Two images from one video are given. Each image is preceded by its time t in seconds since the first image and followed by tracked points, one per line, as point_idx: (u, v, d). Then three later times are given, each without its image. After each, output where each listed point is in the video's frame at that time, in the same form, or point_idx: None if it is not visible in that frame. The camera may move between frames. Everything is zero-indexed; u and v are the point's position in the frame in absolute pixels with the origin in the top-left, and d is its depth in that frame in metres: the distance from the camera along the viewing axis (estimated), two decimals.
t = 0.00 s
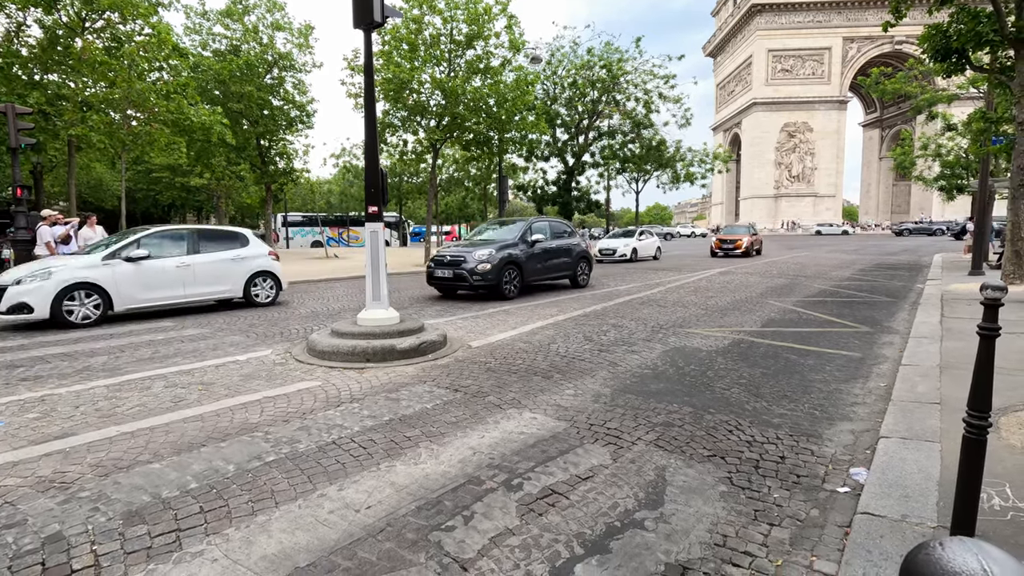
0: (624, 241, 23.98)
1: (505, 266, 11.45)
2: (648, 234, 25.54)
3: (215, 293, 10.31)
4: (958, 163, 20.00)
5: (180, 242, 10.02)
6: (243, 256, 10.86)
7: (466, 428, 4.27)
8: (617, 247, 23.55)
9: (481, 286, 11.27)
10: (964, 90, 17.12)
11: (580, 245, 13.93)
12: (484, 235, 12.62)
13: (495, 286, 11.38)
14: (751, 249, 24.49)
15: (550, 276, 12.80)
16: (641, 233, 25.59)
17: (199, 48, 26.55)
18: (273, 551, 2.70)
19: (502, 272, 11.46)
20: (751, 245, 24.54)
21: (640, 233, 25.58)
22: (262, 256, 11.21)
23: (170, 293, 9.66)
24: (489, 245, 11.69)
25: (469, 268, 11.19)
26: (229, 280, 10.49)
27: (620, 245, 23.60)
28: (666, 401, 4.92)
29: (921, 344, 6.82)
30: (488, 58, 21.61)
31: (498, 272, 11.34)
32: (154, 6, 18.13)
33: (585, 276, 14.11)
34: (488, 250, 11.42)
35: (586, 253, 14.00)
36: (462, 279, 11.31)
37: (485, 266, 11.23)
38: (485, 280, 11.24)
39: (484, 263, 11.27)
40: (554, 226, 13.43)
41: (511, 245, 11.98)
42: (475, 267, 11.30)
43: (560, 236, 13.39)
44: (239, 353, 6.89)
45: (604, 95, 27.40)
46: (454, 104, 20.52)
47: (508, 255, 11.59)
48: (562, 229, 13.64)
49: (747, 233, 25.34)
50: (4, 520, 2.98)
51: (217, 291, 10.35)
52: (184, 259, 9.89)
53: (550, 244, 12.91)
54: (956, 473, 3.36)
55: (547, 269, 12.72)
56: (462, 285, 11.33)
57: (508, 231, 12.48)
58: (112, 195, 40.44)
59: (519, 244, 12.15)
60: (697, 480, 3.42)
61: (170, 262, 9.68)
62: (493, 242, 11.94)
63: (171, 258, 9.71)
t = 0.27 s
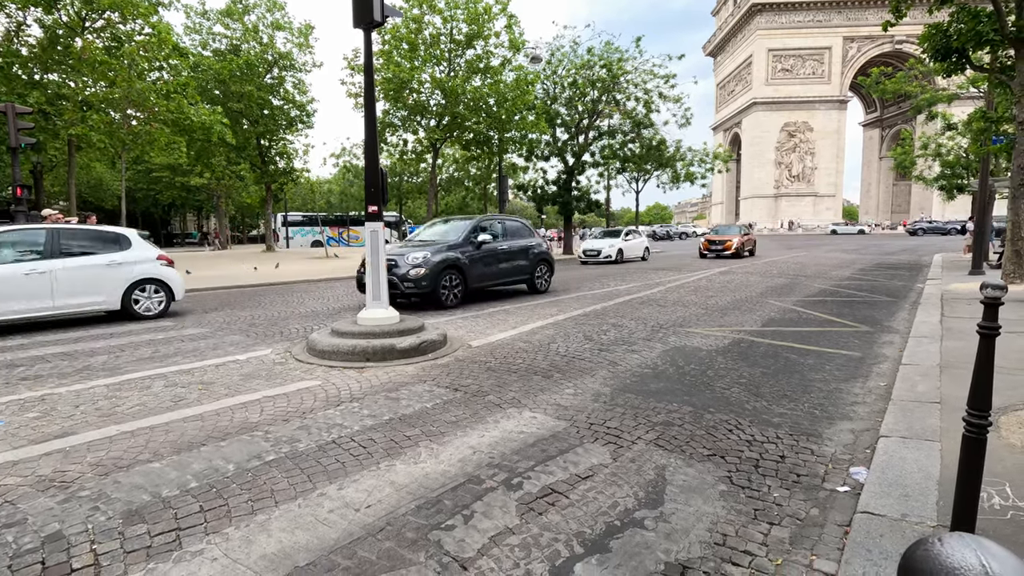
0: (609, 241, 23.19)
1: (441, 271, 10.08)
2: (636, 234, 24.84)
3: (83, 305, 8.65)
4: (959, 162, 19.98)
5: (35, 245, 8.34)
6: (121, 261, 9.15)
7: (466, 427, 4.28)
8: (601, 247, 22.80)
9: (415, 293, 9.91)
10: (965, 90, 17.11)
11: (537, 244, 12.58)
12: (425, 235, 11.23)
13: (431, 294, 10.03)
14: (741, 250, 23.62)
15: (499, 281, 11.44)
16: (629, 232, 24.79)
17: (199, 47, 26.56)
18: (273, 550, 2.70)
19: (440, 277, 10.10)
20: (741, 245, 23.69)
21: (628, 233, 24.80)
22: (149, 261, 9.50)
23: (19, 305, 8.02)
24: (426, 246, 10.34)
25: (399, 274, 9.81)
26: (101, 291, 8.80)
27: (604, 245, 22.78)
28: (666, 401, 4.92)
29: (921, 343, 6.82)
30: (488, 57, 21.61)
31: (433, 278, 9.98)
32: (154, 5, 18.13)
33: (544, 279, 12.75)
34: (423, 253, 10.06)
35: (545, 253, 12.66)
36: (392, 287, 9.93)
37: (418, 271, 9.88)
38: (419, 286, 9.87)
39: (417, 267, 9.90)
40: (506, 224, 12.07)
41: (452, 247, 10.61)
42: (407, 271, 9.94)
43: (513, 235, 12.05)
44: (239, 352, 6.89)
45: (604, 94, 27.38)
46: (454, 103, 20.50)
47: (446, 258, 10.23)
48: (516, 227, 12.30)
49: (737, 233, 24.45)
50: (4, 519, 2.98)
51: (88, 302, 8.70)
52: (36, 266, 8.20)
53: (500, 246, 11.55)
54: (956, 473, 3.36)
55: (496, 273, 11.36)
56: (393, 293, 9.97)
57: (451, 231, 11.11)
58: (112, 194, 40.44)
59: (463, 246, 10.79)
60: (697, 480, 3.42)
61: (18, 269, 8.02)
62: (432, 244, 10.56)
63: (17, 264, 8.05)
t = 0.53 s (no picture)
0: (595, 241, 22.59)
1: (359, 277, 8.78)
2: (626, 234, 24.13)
3: None
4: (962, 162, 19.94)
5: None
6: None
7: (467, 426, 4.28)
8: (587, 247, 22.12)
9: (326, 303, 8.57)
10: (968, 89, 17.05)
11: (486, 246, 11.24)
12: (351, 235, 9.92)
13: (346, 304, 8.71)
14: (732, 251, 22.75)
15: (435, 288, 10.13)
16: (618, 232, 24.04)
17: (202, 47, 26.64)
18: (275, 549, 2.71)
19: (357, 285, 8.76)
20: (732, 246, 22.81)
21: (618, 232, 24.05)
22: None
23: None
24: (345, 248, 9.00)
25: (308, 280, 8.50)
26: None
27: (589, 245, 22.20)
28: (668, 400, 4.93)
29: (924, 343, 6.80)
30: (491, 56, 21.62)
31: (349, 286, 8.68)
32: (157, 5, 18.19)
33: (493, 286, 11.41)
34: (338, 254, 8.74)
35: (494, 256, 11.30)
36: (300, 295, 8.59)
37: (331, 278, 8.55)
38: (331, 295, 8.54)
39: (329, 273, 8.55)
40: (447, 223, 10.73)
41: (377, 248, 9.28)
42: (319, 278, 8.60)
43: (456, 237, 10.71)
44: (242, 352, 6.90)
45: (606, 94, 27.34)
46: (456, 103, 20.48)
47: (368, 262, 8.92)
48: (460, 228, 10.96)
49: (729, 233, 23.59)
50: (8, 518, 2.99)
51: None
52: None
53: (438, 248, 10.24)
54: (959, 473, 3.35)
55: (432, 279, 10.07)
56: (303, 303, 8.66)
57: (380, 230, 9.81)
58: (116, 194, 40.55)
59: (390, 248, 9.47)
60: (699, 480, 3.42)
61: None
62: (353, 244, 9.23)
63: None
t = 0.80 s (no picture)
0: (580, 241, 21.36)
1: (244, 287, 7.51)
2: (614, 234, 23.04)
3: None
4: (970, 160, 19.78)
5: None
6: None
7: (472, 425, 4.29)
8: (572, 246, 20.96)
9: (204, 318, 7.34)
10: (976, 87, 16.93)
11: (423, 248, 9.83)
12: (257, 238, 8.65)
13: (229, 318, 7.48)
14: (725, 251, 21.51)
15: (352, 299, 8.78)
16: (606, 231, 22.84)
17: (207, 46, 26.73)
18: (280, 546, 2.72)
19: (240, 296, 7.50)
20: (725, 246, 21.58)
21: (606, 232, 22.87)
22: None
23: None
24: (233, 252, 7.76)
25: (181, 289, 7.26)
26: None
27: (574, 245, 20.91)
28: (672, 399, 4.92)
29: (930, 342, 6.78)
30: (495, 55, 21.61)
31: (230, 298, 7.41)
32: (162, 5, 18.24)
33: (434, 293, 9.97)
34: (219, 260, 7.47)
35: (434, 260, 9.86)
36: (175, 308, 7.36)
37: (210, 287, 7.31)
38: (208, 308, 7.29)
39: (205, 283, 7.31)
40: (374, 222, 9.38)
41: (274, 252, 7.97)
42: (196, 286, 7.40)
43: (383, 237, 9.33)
44: (248, 350, 6.93)
45: (611, 92, 27.26)
46: (461, 101, 20.48)
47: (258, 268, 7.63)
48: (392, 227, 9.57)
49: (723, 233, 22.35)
50: (17, 514, 3.02)
51: None
52: None
53: (358, 252, 8.86)
54: (964, 473, 3.34)
55: (349, 288, 8.73)
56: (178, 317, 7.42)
57: (287, 231, 8.50)
58: (122, 192, 40.73)
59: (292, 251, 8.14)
60: (703, 479, 3.41)
61: None
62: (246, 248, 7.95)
63: None
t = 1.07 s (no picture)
0: (564, 241, 20.05)
1: (85, 300, 5.92)
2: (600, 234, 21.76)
3: None
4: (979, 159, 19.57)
5: None
6: None
7: (478, 424, 4.30)
8: (555, 247, 19.71)
9: (27, 342, 5.70)
10: (985, 85, 16.80)
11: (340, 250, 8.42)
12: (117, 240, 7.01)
13: (62, 341, 5.84)
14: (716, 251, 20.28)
15: (241, 312, 7.23)
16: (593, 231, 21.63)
17: (214, 46, 26.87)
18: (287, 544, 2.73)
19: (80, 311, 5.90)
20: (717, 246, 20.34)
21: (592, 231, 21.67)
22: None
23: None
24: (75, 256, 6.13)
25: None
26: None
27: (558, 246, 19.62)
28: (678, 399, 4.90)
29: (939, 343, 6.73)
30: (501, 54, 21.61)
31: (64, 314, 5.79)
32: (170, 5, 18.33)
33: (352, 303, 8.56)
34: (49, 268, 5.85)
35: (352, 264, 8.42)
36: None
37: (34, 302, 5.66)
38: (30, 328, 5.65)
39: (29, 295, 5.68)
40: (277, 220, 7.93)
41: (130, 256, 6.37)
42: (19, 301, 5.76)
43: (286, 237, 7.87)
44: (254, 349, 6.97)
45: (616, 91, 27.18)
46: (466, 101, 20.47)
47: (106, 277, 6.04)
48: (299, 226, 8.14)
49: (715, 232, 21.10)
50: (27, 510, 3.05)
51: None
52: None
53: (250, 255, 7.32)
54: (974, 475, 3.31)
55: (237, 299, 7.18)
56: None
57: (157, 231, 6.91)
58: (130, 192, 40.97)
59: (156, 256, 6.55)
60: (709, 479, 3.40)
61: None
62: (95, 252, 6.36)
63: None
